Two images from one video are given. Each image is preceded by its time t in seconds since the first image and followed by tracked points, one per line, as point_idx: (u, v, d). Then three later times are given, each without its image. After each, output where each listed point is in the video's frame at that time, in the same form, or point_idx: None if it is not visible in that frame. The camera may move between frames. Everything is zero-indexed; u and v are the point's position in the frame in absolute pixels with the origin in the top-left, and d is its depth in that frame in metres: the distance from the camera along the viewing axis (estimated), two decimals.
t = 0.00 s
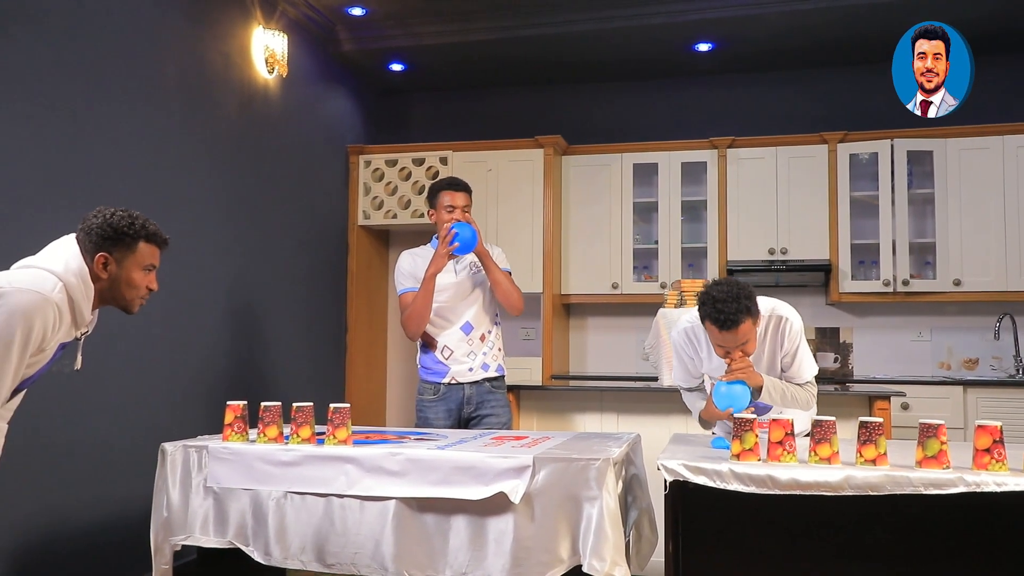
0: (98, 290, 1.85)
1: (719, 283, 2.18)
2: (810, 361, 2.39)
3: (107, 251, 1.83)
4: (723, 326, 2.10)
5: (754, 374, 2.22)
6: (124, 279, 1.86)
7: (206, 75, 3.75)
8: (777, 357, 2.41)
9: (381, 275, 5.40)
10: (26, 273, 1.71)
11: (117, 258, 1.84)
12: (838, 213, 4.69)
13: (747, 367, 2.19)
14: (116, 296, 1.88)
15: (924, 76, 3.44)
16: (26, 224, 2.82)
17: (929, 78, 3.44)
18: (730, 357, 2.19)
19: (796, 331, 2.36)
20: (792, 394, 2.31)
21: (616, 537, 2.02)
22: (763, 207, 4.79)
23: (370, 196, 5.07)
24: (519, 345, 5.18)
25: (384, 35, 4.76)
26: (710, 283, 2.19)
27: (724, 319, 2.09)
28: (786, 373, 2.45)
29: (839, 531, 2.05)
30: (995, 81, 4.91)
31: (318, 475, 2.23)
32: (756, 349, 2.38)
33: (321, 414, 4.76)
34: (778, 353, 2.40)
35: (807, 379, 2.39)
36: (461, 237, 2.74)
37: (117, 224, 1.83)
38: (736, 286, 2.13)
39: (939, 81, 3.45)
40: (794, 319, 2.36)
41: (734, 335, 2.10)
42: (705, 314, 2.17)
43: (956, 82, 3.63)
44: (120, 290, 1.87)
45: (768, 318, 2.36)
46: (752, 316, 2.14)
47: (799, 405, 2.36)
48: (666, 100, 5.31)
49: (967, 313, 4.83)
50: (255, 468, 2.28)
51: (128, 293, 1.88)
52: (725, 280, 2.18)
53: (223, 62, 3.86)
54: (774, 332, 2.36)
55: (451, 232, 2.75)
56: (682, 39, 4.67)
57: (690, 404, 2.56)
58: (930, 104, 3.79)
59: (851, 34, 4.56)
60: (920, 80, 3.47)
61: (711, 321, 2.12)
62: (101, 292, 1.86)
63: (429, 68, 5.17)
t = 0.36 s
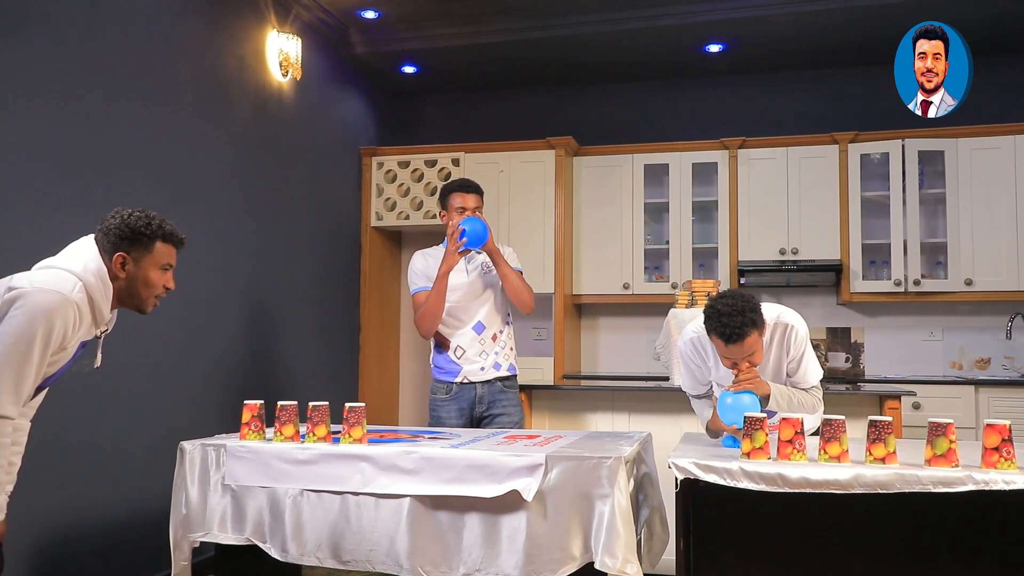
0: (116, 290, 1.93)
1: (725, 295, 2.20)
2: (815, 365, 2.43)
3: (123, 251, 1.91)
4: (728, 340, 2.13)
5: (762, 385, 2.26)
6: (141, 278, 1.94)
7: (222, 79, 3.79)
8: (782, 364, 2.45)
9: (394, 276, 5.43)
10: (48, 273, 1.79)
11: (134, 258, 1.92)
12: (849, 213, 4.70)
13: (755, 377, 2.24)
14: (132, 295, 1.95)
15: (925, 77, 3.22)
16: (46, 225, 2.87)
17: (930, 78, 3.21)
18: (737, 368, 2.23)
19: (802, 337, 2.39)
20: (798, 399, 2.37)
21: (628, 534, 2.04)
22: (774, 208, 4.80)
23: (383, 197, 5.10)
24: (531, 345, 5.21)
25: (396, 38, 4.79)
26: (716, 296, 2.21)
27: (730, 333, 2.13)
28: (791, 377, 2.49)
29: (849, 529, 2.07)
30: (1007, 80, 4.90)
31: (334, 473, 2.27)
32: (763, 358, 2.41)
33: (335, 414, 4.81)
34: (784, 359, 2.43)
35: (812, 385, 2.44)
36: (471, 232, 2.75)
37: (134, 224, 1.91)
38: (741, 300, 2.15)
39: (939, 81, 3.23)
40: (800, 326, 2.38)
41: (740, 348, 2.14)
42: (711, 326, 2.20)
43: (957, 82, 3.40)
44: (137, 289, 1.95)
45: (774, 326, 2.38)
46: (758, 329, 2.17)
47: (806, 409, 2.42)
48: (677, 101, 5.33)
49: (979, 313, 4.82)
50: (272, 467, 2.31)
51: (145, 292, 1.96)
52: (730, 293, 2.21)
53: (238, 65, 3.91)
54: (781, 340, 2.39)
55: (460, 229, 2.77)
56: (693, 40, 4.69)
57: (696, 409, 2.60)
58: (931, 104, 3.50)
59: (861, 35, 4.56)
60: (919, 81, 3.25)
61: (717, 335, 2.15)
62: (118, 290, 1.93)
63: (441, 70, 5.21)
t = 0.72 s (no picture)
0: (132, 272, 1.87)
1: (736, 302, 2.22)
2: (822, 363, 2.46)
3: (139, 232, 1.85)
4: (742, 346, 2.15)
5: (774, 386, 2.29)
6: (157, 259, 1.88)
7: (235, 83, 3.84)
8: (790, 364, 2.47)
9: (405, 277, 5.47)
10: (63, 259, 1.68)
11: (149, 239, 1.86)
12: (859, 214, 4.71)
13: (767, 380, 2.26)
14: (149, 276, 1.89)
15: (924, 76, 3.17)
16: (63, 229, 2.92)
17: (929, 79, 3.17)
18: (749, 371, 2.26)
19: (810, 336, 2.40)
20: (807, 398, 2.40)
21: (636, 534, 2.07)
22: (784, 209, 4.81)
23: (394, 199, 5.13)
24: (541, 346, 5.24)
25: (407, 41, 4.83)
26: (727, 303, 2.23)
27: (745, 340, 2.15)
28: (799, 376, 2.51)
29: (856, 529, 2.09)
30: (1017, 80, 4.89)
31: (346, 473, 2.30)
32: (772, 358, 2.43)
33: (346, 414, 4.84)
34: (792, 359, 2.45)
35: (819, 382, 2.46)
36: (478, 238, 2.75)
37: (146, 206, 1.85)
38: (753, 307, 2.17)
39: (940, 83, 3.18)
40: (809, 325, 2.39)
41: (754, 353, 2.16)
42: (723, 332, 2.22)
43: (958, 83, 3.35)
44: (153, 270, 1.89)
45: (783, 326, 2.39)
46: (770, 334, 2.19)
47: (814, 407, 2.43)
48: (687, 102, 5.34)
49: (990, 313, 4.82)
50: (286, 466, 2.34)
51: (161, 273, 1.90)
52: (741, 299, 2.23)
53: (250, 69, 3.95)
54: (790, 339, 2.40)
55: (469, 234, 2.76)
56: (702, 42, 4.71)
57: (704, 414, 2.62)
58: (929, 106, 3.41)
59: (871, 36, 4.57)
60: (918, 81, 3.20)
61: (731, 342, 2.17)
62: (135, 272, 1.88)
63: (451, 73, 5.24)
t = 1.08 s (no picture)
0: (166, 276, 1.92)
1: (743, 260, 2.29)
2: (830, 342, 2.42)
3: (175, 240, 1.90)
4: (744, 297, 2.20)
5: (774, 350, 2.28)
6: (191, 267, 1.92)
7: (246, 88, 3.88)
8: (797, 341, 2.46)
9: (416, 278, 5.50)
10: (93, 265, 1.80)
11: (184, 247, 1.90)
12: (868, 215, 4.71)
13: (767, 342, 2.25)
14: (184, 282, 1.94)
15: (924, 75, 3.02)
16: (76, 234, 2.97)
17: (929, 79, 3.02)
18: (750, 331, 2.27)
19: (818, 311, 2.44)
20: (811, 373, 2.35)
21: (643, 534, 2.09)
22: (793, 210, 4.82)
23: (404, 201, 5.16)
24: (550, 347, 5.26)
25: (417, 44, 4.86)
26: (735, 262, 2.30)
27: (747, 290, 2.19)
28: (805, 355, 2.47)
29: (863, 531, 2.10)
30: None
31: (357, 474, 2.32)
32: (777, 330, 2.45)
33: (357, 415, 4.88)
34: (799, 335, 2.45)
35: (825, 358, 2.41)
36: (485, 246, 2.69)
37: (183, 215, 1.89)
38: (759, 262, 2.23)
39: (941, 83, 3.02)
40: (816, 300, 2.45)
41: (755, 306, 2.20)
42: (728, 289, 2.27)
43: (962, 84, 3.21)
44: (187, 277, 1.93)
45: (791, 298, 2.46)
46: (774, 292, 2.23)
47: (818, 385, 2.37)
48: (696, 104, 5.35)
49: (1000, 314, 4.81)
50: (297, 467, 2.37)
51: (195, 280, 1.94)
52: (748, 259, 2.29)
53: (262, 73, 3.99)
54: (796, 313, 2.44)
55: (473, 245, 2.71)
56: (710, 44, 4.72)
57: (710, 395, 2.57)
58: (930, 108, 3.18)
59: (879, 37, 4.57)
60: (918, 79, 3.05)
61: (733, 293, 2.22)
62: (170, 277, 1.93)
63: (461, 76, 5.27)
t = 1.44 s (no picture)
0: (246, 313, 1.71)
1: (754, 292, 2.28)
2: (840, 360, 2.46)
3: (259, 275, 1.67)
4: (755, 335, 2.21)
5: (786, 376, 2.34)
6: (276, 304, 1.71)
7: (257, 91, 3.91)
8: (808, 359, 2.48)
9: (426, 279, 5.53)
10: (171, 297, 1.61)
11: (270, 283, 1.68)
12: (877, 216, 4.71)
13: (779, 371, 2.31)
14: (264, 317, 1.73)
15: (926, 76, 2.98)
16: (90, 237, 3.01)
17: (929, 79, 2.92)
18: (762, 361, 2.31)
19: (828, 331, 2.45)
20: (821, 392, 2.41)
21: (651, 534, 2.11)
22: (802, 211, 4.82)
23: (414, 203, 5.19)
24: (560, 347, 5.28)
25: (427, 47, 4.88)
26: (744, 292, 2.29)
27: (758, 328, 2.21)
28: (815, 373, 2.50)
29: (870, 531, 2.12)
30: None
31: (367, 474, 2.35)
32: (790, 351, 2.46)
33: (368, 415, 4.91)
34: (810, 353, 2.47)
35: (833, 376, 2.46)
36: (499, 256, 2.71)
37: (270, 249, 1.67)
38: (770, 297, 2.23)
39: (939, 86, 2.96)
40: (827, 320, 2.45)
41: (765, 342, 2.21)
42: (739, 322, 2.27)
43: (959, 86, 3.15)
44: (269, 314, 1.72)
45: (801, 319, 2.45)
46: (785, 326, 2.24)
47: (827, 400, 2.44)
48: (705, 106, 5.36)
49: (1010, 315, 4.80)
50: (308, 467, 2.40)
51: (277, 318, 1.73)
52: (758, 290, 2.28)
53: (273, 77, 4.02)
54: (808, 333, 2.45)
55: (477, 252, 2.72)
56: (718, 46, 4.73)
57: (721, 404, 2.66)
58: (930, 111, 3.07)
59: (888, 38, 4.57)
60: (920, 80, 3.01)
61: (745, 330, 2.23)
62: (249, 313, 1.71)
63: (471, 78, 5.29)
